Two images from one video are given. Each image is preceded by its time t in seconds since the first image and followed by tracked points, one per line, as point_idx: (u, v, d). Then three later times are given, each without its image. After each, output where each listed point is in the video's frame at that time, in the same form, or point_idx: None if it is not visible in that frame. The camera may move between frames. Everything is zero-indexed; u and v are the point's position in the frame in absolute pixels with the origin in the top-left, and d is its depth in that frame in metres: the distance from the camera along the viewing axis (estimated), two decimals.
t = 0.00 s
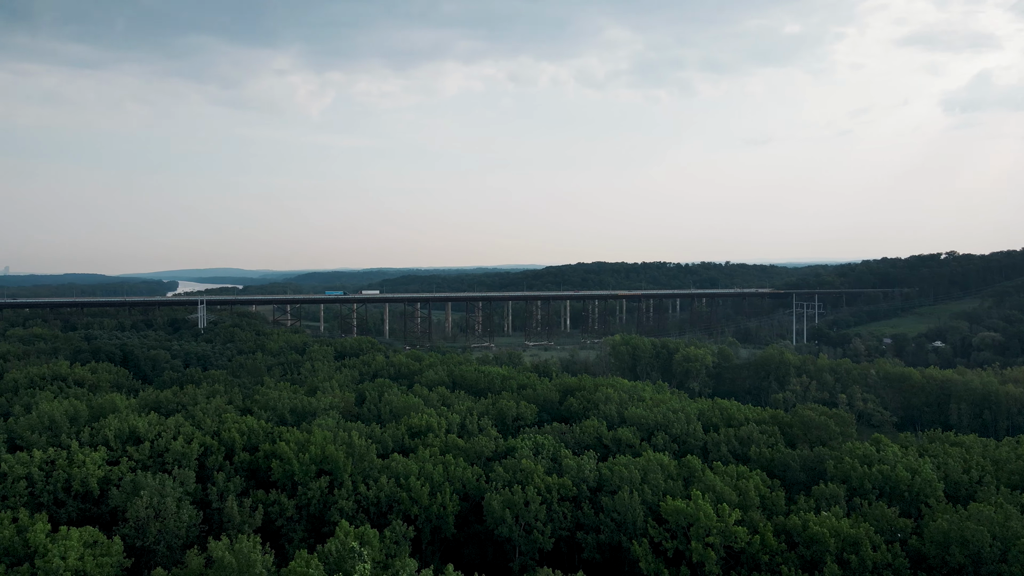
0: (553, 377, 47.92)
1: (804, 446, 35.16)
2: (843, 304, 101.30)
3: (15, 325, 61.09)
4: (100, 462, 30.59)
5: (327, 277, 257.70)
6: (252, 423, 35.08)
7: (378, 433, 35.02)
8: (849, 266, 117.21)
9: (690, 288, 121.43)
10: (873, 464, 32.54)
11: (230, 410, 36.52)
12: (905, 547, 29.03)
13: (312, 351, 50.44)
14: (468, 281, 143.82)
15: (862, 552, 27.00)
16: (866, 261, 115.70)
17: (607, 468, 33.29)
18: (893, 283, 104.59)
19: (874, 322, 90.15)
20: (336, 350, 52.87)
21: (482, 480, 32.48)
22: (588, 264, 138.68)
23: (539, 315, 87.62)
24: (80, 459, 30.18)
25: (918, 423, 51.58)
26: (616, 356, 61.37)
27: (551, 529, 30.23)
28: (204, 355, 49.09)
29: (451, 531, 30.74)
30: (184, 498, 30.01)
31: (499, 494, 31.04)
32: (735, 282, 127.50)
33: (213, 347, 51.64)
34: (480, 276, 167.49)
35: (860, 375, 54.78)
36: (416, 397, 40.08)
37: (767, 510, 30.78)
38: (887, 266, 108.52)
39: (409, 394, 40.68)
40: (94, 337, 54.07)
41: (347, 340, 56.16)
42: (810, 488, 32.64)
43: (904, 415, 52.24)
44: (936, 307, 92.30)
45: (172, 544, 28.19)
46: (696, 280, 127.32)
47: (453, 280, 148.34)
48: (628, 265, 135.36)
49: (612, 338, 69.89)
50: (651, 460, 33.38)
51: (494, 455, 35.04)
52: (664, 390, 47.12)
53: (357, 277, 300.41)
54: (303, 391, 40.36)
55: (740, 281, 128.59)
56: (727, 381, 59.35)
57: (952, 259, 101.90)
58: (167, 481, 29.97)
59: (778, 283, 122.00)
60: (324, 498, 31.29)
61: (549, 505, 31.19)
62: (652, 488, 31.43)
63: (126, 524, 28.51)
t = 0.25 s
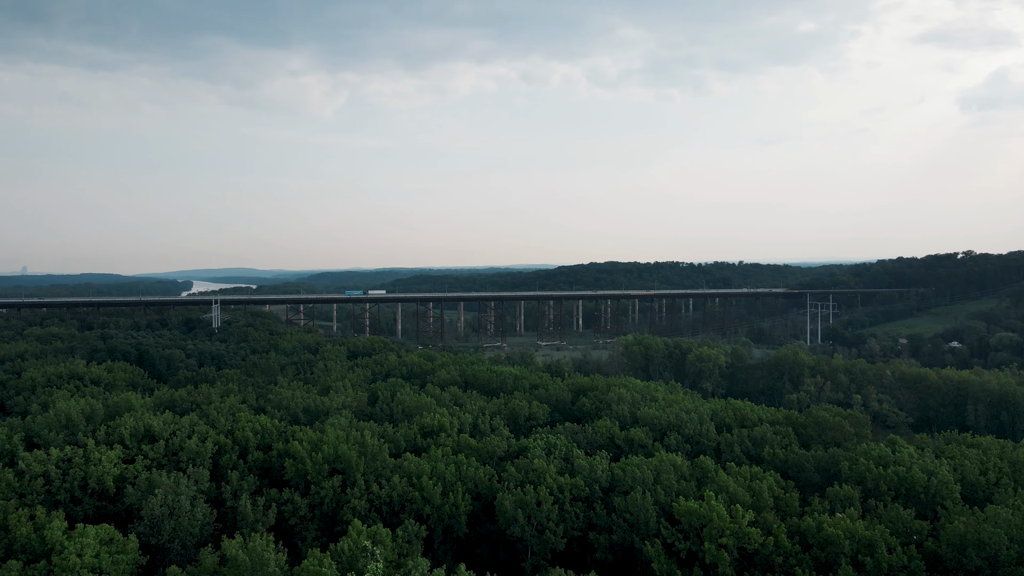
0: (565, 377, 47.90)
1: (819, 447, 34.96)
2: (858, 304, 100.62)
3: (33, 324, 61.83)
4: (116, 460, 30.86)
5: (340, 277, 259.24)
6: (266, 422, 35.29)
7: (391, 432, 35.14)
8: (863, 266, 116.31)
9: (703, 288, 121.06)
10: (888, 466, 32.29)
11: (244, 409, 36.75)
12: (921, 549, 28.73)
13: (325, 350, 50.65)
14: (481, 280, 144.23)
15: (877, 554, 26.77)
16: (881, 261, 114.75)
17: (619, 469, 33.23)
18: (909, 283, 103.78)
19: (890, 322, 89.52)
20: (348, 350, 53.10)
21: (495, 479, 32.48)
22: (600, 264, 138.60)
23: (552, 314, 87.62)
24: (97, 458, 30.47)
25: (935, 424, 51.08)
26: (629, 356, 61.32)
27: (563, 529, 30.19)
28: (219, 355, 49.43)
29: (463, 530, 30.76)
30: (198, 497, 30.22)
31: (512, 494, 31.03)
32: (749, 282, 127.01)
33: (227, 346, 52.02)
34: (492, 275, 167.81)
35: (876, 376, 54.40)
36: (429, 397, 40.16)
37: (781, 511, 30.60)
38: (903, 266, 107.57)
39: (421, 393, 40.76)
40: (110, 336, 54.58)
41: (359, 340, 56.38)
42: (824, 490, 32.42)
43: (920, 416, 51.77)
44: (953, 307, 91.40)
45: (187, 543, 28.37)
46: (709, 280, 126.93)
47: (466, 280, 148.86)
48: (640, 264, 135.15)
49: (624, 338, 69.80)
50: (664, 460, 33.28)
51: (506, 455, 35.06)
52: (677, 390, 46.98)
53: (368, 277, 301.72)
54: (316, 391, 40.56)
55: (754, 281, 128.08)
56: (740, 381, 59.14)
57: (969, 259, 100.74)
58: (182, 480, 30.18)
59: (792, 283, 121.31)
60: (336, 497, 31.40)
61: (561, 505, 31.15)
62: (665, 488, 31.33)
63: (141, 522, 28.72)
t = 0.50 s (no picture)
0: (578, 377, 47.86)
1: (833, 448, 34.75)
2: (872, 304, 99.91)
3: (50, 323, 62.53)
4: (131, 459, 31.10)
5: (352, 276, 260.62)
6: (279, 421, 35.47)
7: (403, 432, 35.23)
8: (879, 266, 115.36)
9: (716, 287, 120.65)
10: (904, 467, 32.02)
11: (257, 408, 36.97)
12: (937, 551, 28.42)
13: (337, 349, 50.85)
14: (493, 279, 144.54)
15: (893, 556, 26.52)
16: (896, 261, 113.76)
17: (632, 469, 33.14)
18: (925, 283, 102.91)
19: (906, 322, 88.82)
20: (361, 349, 53.30)
21: (507, 479, 32.48)
22: (612, 263, 138.46)
23: (564, 314, 87.55)
24: (112, 456, 30.72)
25: (951, 425, 50.58)
26: (641, 356, 61.23)
27: (575, 529, 30.12)
28: (232, 354, 49.74)
29: (475, 530, 30.76)
30: (212, 495, 30.40)
31: (523, 494, 31.00)
32: (762, 282, 126.52)
33: (240, 346, 52.38)
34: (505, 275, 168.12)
35: (891, 377, 53.98)
36: (441, 396, 40.23)
37: (795, 512, 30.41)
38: (919, 265, 106.63)
39: (434, 393, 40.83)
40: (125, 336, 55.07)
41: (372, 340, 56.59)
42: (838, 491, 32.19)
43: (936, 417, 51.28)
44: (970, 307, 90.47)
45: (201, 541, 28.52)
46: (722, 279, 126.47)
47: (479, 280, 149.12)
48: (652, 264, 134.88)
49: (637, 338, 69.70)
50: (676, 461, 33.16)
51: (518, 454, 35.05)
52: (689, 390, 46.83)
53: (379, 277, 302.97)
54: (329, 390, 40.75)
55: (768, 281, 127.53)
56: (754, 381, 58.90)
57: (986, 258, 99.60)
58: (196, 478, 30.37)
59: (806, 283, 120.62)
60: (349, 496, 31.49)
61: (573, 505, 31.09)
62: (678, 489, 31.21)
63: (155, 520, 28.92)
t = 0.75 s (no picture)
0: (590, 377, 47.80)
1: (848, 449, 34.54)
2: (888, 304, 99.13)
3: (67, 323, 63.24)
4: (146, 457, 31.36)
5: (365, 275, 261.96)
6: (292, 420, 35.66)
7: (416, 431, 35.33)
8: (894, 265, 114.38)
9: (728, 287, 120.17)
10: (919, 469, 31.75)
11: (270, 407, 37.19)
12: (953, 554, 28.11)
13: (350, 349, 51.03)
14: (506, 279, 144.73)
15: (908, 558, 26.27)
16: (912, 261, 112.73)
17: (644, 469, 33.06)
18: (941, 283, 101.99)
19: (922, 322, 88.08)
20: (374, 349, 53.49)
21: (519, 479, 32.49)
22: (624, 263, 138.21)
23: (577, 313, 87.46)
24: (128, 454, 30.99)
25: (967, 427, 50.10)
26: (654, 356, 61.09)
27: (587, 529, 30.07)
28: (246, 353, 50.06)
29: (487, 530, 30.78)
30: (226, 493, 30.58)
31: (535, 494, 30.98)
32: (776, 282, 125.90)
33: (254, 345, 52.73)
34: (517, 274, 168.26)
35: (907, 377, 53.52)
36: (453, 396, 40.30)
37: (808, 514, 30.22)
38: (935, 265, 105.64)
39: (446, 393, 40.89)
40: (141, 335, 55.57)
41: (384, 339, 56.76)
42: (853, 492, 31.97)
43: (952, 418, 50.82)
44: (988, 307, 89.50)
45: (215, 539, 28.69)
46: (735, 279, 125.94)
47: (491, 279, 149.29)
48: (665, 263, 134.53)
49: (649, 337, 69.54)
50: (689, 461, 33.04)
51: (530, 454, 35.06)
52: (703, 390, 46.65)
53: (390, 277, 303.93)
54: (341, 389, 40.94)
55: (782, 280, 126.90)
56: (767, 382, 58.61)
57: (1004, 258, 98.42)
58: (210, 477, 30.57)
59: (820, 283, 119.82)
60: (361, 495, 31.57)
61: (586, 505, 31.04)
62: (691, 490, 31.09)
63: (170, 518, 29.12)
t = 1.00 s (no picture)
0: (602, 377, 47.70)
1: (863, 450, 34.30)
2: (903, 304, 98.35)
3: (83, 322, 63.86)
4: (161, 455, 31.61)
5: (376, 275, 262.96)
6: (305, 420, 35.83)
7: (428, 431, 35.40)
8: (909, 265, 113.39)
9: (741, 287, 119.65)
10: (935, 470, 31.47)
11: (284, 406, 37.38)
12: (970, 556, 27.79)
13: (363, 349, 51.20)
14: (517, 279, 144.84)
15: (924, 560, 26.01)
16: (928, 261, 111.69)
17: (656, 470, 32.96)
18: (958, 283, 101.04)
19: (939, 322, 87.30)
20: (386, 348, 53.65)
21: (531, 479, 32.47)
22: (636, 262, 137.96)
23: (589, 313, 87.34)
24: (143, 452, 31.23)
25: (984, 428, 49.60)
26: (667, 356, 60.91)
27: (600, 530, 29.99)
28: (259, 353, 50.35)
29: (499, 529, 30.78)
30: (240, 492, 30.75)
31: (548, 494, 30.95)
32: (790, 282, 125.24)
33: (268, 345, 53.02)
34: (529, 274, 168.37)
35: (923, 377, 53.03)
36: (465, 396, 40.33)
37: (823, 515, 30.02)
38: (952, 264, 104.63)
39: (458, 392, 40.94)
40: (155, 335, 56.02)
41: (397, 339, 56.92)
42: (868, 494, 31.71)
43: (969, 419, 50.33)
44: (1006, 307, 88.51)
45: (229, 537, 28.85)
46: (748, 279, 125.37)
47: (503, 279, 149.45)
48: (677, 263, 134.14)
49: (662, 337, 69.34)
50: (702, 462, 32.92)
51: (542, 454, 35.05)
52: (716, 390, 46.43)
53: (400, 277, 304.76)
54: (354, 389, 41.09)
55: (796, 280, 126.21)
56: (781, 382, 58.27)
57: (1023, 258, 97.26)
58: (224, 475, 30.75)
59: (834, 283, 118.99)
60: (374, 494, 31.66)
61: (598, 505, 30.98)
62: (704, 490, 30.96)
63: (185, 516, 29.31)
